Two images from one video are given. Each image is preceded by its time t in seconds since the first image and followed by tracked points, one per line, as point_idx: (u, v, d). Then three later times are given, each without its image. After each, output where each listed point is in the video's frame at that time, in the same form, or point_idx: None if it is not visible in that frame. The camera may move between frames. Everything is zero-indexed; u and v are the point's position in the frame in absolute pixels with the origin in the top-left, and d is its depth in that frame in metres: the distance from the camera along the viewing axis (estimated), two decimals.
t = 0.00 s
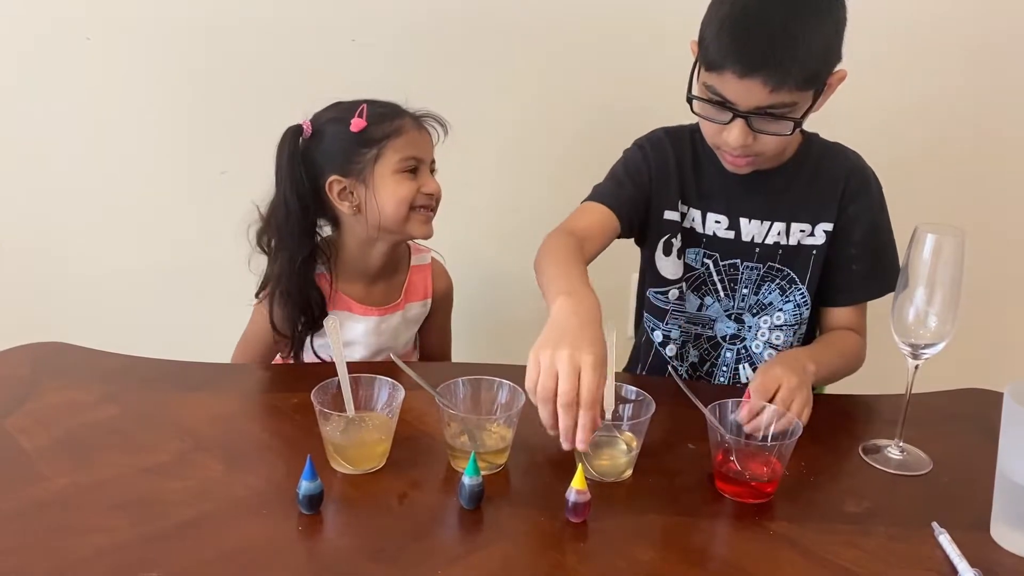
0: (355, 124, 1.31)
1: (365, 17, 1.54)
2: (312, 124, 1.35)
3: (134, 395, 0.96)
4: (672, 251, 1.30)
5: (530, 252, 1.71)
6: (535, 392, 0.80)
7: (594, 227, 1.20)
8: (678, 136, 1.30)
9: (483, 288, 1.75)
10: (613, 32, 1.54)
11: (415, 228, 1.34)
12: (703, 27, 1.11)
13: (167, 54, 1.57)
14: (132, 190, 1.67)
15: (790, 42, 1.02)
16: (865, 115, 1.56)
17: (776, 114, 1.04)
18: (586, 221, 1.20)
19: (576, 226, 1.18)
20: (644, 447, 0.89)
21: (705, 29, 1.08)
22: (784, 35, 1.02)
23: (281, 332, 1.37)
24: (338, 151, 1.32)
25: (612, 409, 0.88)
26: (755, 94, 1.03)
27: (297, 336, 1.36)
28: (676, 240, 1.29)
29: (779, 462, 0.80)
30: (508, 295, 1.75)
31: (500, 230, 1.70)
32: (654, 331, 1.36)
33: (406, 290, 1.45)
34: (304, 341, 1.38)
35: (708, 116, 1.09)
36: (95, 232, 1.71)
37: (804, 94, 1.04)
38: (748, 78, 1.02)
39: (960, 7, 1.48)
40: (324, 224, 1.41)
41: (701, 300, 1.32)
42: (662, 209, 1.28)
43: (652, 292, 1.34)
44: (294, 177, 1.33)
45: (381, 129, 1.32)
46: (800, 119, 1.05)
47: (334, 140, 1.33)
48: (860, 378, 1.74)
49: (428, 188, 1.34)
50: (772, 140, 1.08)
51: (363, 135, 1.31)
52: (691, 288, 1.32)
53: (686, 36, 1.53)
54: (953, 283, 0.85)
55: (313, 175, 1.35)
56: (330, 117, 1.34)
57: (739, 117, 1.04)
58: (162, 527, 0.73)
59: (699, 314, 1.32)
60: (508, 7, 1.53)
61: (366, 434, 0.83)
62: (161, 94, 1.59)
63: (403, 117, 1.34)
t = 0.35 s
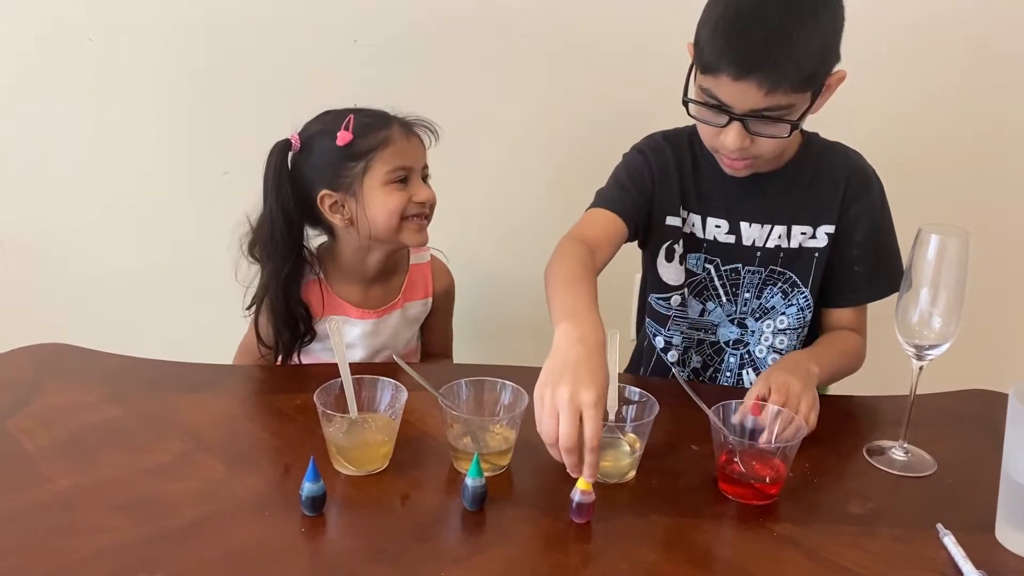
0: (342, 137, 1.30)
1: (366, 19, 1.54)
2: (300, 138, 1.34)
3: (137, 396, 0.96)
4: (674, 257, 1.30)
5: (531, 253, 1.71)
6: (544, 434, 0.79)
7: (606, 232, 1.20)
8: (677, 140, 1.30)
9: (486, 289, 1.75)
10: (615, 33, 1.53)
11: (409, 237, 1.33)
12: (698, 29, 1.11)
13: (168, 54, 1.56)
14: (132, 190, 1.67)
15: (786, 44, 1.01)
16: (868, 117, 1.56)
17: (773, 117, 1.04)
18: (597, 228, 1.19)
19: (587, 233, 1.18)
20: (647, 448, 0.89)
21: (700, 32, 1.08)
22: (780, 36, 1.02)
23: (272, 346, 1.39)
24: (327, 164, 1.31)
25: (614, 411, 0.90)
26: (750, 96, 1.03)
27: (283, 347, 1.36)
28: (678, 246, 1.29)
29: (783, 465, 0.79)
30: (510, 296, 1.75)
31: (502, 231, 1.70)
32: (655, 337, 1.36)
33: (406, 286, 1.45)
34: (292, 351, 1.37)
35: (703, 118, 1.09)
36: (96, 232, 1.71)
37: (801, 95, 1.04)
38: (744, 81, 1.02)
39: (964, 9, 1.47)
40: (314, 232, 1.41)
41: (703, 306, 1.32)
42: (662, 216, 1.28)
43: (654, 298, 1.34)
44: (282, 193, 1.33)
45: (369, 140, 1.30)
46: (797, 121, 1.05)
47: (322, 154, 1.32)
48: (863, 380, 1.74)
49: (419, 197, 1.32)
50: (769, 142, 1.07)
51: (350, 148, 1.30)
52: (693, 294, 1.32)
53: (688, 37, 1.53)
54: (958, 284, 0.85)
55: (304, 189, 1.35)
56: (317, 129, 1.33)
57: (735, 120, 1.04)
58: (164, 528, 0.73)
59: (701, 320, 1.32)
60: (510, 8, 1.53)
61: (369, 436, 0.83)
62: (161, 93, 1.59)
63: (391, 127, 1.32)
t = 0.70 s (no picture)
0: (357, 163, 1.27)
1: (368, 21, 1.54)
2: (313, 155, 1.31)
3: (138, 400, 0.96)
4: (678, 257, 1.29)
5: (533, 255, 1.71)
6: (546, 440, 0.77)
7: (611, 231, 1.19)
8: (680, 139, 1.29)
9: (488, 291, 1.75)
10: (617, 35, 1.53)
11: (422, 260, 1.34)
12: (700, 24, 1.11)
13: (170, 57, 1.56)
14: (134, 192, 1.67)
15: (787, 35, 1.01)
16: (871, 118, 1.56)
17: (775, 109, 1.03)
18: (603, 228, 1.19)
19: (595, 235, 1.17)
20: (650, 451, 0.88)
21: (701, 27, 1.08)
22: (781, 28, 1.02)
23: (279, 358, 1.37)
24: (341, 187, 1.30)
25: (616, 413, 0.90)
26: (752, 87, 1.02)
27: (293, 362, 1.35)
28: (682, 246, 1.28)
29: (786, 468, 0.78)
30: (512, 298, 1.75)
31: (504, 232, 1.69)
32: (660, 337, 1.36)
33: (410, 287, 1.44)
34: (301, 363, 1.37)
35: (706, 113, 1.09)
36: (98, 235, 1.71)
37: (803, 88, 1.04)
38: (745, 72, 1.02)
39: (968, 10, 1.47)
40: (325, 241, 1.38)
41: (707, 305, 1.32)
42: (667, 216, 1.27)
43: (657, 299, 1.34)
44: (295, 214, 1.31)
45: (384, 166, 1.28)
46: (800, 114, 1.04)
47: (336, 177, 1.30)
48: (866, 382, 1.73)
49: (434, 221, 1.32)
50: (772, 136, 1.06)
51: (366, 173, 1.28)
52: (698, 294, 1.31)
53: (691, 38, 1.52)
54: (962, 286, 0.85)
55: (316, 208, 1.33)
56: (331, 149, 1.30)
57: (738, 113, 1.04)
58: (165, 532, 0.73)
59: (706, 319, 1.32)
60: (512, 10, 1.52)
61: (371, 440, 0.83)
62: (163, 95, 1.59)
63: (406, 150, 1.30)
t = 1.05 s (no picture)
0: (362, 197, 1.23)
1: (366, 23, 1.53)
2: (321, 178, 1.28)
3: (136, 404, 0.95)
4: (667, 264, 1.29)
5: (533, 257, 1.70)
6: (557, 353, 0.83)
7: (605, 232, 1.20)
8: (675, 141, 1.30)
9: (487, 293, 1.74)
10: (616, 35, 1.53)
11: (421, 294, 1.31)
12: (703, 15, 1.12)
13: (169, 60, 1.56)
14: (133, 195, 1.67)
15: (793, 16, 1.02)
16: (871, 118, 1.55)
17: (782, 90, 1.03)
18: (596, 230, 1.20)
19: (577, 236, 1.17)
20: (650, 454, 0.88)
21: (706, 16, 1.09)
22: (787, 9, 1.02)
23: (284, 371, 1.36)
24: (346, 216, 1.27)
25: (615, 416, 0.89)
26: (759, 69, 1.02)
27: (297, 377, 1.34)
28: (670, 253, 1.28)
29: (786, 471, 0.77)
30: (512, 300, 1.74)
31: (504, 234, 1.69)
32: (652, 344, 1.35)
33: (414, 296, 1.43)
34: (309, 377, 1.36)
35: (711, 100, 1.08)
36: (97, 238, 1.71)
37: (809, 70, 1.03)
38: (752, 53, 1.01)
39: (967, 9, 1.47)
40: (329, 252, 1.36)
41: (704, 310, 1.31)
42: (655, 222, 1.28)
43: (648, 307, 1.34)
44: (299, 238, 1.29)
45: (390, 202, 1.24)
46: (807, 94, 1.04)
47: (341, 206, 1.26)
48: (866, 383, 1.73)
49: (436, 259, 1.27)
50: (780, 122, 1.05)
51: (370, 207, 1.24)
52: (692, 299, 1.31)
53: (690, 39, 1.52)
54: (962, 287, 0.84)
55: (322, 231, 1.31)
56: (339, 176, 1.27)
57: (745, 96, 1.03)
58: (162, 537, 0.72)
59: (703, 324, 1.31)
60: (510, 10, 1.52)
61: (368, 444, 0.82)
62: (162, 98, 1.59)
63: (414, 187, 1.25)
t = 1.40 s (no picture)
0: (363, 229, 1.20)
1: (365, 25, 1.53)
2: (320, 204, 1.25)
3: (133, 407, 0.95)
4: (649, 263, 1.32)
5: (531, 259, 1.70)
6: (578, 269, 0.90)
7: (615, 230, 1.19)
8: (667, 145, 1.31)
9: (486, 295, 1.74)
10: (614, 37, 1.53)
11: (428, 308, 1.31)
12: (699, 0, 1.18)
13: (167, 63, 1.56)
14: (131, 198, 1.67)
15: None
16: (869, 119, 1.55)
17: (785, 54, 1.08)
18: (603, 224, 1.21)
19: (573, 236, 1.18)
20: (647, 456, 0.88)
21: None
22: None
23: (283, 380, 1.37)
24: (348, 244, 1.24)
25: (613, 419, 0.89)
26: (762, 32, 1.07)
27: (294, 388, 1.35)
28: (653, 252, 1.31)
29: (782, 473, 0.77)
30: (510, 302, 1.74)
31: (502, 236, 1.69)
32: (638, 343, 1.37)
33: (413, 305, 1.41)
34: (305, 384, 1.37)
35: (714, 73, 1.12)
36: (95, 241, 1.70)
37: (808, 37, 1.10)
38: (755, 15, 1.07)
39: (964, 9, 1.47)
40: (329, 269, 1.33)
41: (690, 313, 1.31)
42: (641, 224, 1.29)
43: (633, 306, 1.36)
44: (302, 265, 1.27)
45: (392, 232, 1.21)
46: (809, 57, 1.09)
47: (342, 235, 1.24)
48: (865, 385, 1.73)
49: (442, 280, 1.26)
50: (784, 89, 1.09)
51: (372, 238, 1.22)
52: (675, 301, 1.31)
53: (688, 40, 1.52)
54: (958, 289, 0.84)
55: (324, 254, 1.28)
56: (338, 204, 1.23)
57: (750, 59, 1.08)
58: (159, 541, 0.72)
59: (689, 326, 1.31)
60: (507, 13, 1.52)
61: (364, 447, 0.82)
62: (160, 102, 1.59)
63: (416, 215, 1.21)
